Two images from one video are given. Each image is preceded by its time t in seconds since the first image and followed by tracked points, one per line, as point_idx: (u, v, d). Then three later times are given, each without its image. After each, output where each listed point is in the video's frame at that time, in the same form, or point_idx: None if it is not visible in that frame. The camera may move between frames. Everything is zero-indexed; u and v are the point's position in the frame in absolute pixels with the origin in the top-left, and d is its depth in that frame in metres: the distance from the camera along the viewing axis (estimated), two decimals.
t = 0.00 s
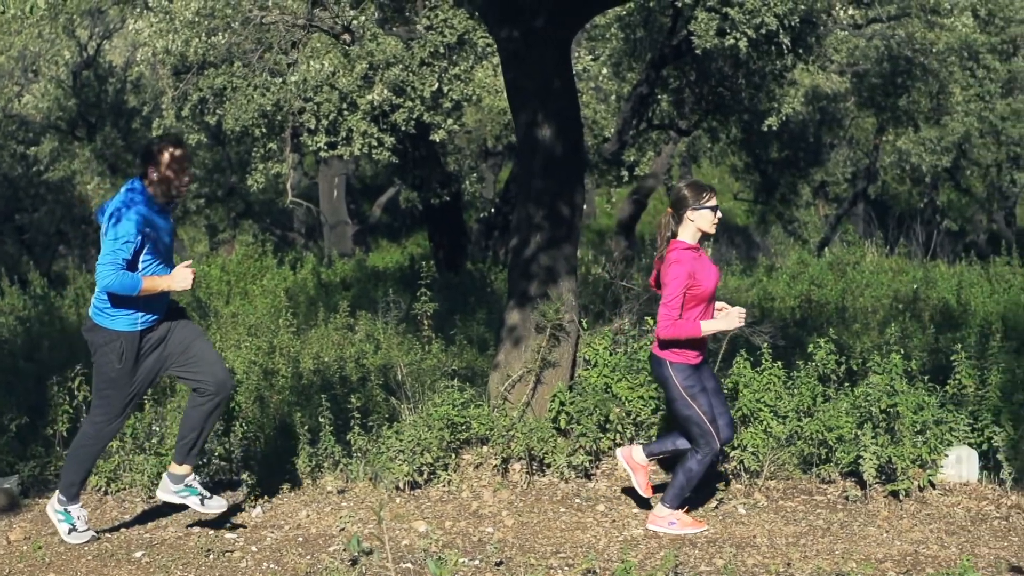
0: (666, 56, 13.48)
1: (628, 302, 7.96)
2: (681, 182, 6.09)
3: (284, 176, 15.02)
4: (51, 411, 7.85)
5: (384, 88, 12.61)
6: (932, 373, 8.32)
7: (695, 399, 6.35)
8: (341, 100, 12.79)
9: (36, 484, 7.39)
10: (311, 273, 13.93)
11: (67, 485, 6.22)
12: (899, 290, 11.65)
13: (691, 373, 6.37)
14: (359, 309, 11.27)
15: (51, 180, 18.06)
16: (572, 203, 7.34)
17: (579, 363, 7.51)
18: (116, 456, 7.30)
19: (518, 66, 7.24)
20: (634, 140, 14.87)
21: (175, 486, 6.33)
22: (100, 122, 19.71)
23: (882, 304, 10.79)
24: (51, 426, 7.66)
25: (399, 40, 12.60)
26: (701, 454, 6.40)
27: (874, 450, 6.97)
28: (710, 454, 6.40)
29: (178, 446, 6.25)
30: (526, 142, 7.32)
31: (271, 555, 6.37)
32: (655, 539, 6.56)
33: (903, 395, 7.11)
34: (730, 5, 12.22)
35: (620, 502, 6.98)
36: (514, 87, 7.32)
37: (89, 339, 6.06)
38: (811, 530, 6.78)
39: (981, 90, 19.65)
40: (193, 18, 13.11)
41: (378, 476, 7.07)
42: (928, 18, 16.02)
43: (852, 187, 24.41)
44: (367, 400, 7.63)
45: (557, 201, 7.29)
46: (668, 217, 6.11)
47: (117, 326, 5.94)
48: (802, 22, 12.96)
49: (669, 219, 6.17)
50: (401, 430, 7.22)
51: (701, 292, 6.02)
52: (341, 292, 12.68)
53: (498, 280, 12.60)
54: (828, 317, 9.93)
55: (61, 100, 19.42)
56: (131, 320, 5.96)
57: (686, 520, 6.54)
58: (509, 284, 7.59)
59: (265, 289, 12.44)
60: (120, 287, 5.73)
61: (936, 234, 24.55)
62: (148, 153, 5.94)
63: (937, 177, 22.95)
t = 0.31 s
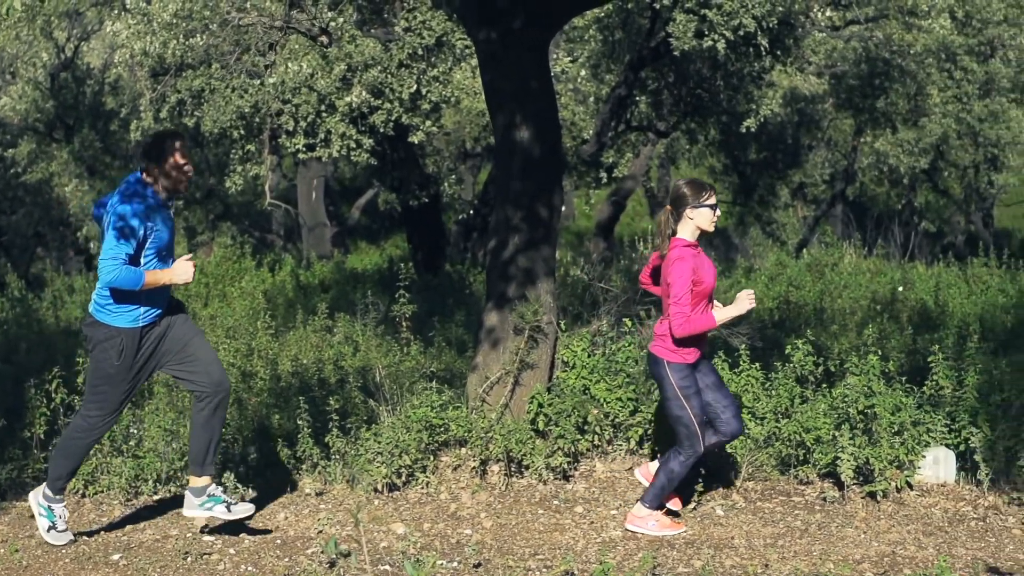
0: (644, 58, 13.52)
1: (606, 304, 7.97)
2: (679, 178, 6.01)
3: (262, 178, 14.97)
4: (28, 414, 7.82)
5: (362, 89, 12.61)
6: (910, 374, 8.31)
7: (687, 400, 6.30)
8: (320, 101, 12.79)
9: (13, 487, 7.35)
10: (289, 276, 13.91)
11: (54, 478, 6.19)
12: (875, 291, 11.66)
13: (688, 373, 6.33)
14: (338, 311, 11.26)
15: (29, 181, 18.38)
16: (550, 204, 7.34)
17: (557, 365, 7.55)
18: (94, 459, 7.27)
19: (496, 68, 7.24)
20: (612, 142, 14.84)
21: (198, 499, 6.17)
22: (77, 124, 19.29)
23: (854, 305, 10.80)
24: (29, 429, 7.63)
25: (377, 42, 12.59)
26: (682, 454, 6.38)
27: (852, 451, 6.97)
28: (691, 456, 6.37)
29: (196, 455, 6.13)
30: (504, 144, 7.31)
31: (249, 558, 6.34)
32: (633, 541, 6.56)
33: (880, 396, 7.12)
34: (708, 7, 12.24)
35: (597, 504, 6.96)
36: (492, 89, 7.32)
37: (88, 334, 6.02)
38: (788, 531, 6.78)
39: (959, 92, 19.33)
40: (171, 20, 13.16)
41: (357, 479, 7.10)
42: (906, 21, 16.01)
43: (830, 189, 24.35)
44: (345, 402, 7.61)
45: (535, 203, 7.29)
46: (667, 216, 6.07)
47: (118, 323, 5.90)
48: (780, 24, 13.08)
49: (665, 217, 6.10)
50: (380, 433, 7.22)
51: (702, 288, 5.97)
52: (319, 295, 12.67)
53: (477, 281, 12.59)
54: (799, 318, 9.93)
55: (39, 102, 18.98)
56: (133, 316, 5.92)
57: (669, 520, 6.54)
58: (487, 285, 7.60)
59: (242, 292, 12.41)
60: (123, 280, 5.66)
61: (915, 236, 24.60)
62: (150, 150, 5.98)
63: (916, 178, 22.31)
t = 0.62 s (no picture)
0: (622, 60, 13.50)
1: (584, 306, 7.97)
2: (677, 177, 6.13)
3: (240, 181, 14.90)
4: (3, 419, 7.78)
5: (341, 92, 12.67)
6: (889, 375, 8.34)
7: (682, 399, 6.38)
8: (298, 104, 12.83)
9: None
10: (267, 279, 13.89)
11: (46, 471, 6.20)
12: (851, 293, 11.66)
13: (686, 372, 6.38)
14: (316, 314, 11.24)
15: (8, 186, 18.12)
16: (528, 207, 7.35)
17: (535, 368, 7.54)
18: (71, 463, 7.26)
19: (473, 70, 7.24)
20: (591, 145, 14.77)
21: (211, 510, 6.14)
22: (55, 127, 18.39)
23: (828, 308, 10.81)
24: (5, 432, 7.59)
25: (356, 44, 12.63)
26: (665, 453, 6.46)
27: (829, 453, 6.99)
28: (675, 454, 6.46)
29: (205, 467, 6.13)
30: (481, 146, 7.31)
31: (227, 561, 6.32)
32: (611, 542, 6.56)
33: (857, 398, 7.13)
34: (686, 9, 12.25)
35: (575, 506, 6.97)
36: (469, 91, 7.31)
37: (90, 335, 6.00)
38: (766, 533, 6.79)
39: (937, 94, 18.97)
40: (148, 22, 12.83)
41: (335, 481, 7.08)
42: (883, 22, 16.33)
43: (808, 192, 24.04)
44: (323, 405, 7.62)
45: (512, 206, 7.29)
46: (667, 212, 6.18)
47: (120, 322, 5.89)
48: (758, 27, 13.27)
49: (664, 216, 6.21)
50: (358, 435, 7.21)
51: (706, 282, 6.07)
52: (298, 298, 12.65)
53: (455, 285, 12.58)
54: (770, 321, 9.92)
55: (16, 105, 18.19)
56: (134, 316, 5.90)
57: (646, 524, 6.53)
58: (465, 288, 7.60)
59: (220, 296, 12.38)
60: (123, 279, 5.66)
61: (893, 239, 24.66)
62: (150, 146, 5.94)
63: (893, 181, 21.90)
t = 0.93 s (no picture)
0: (597, 63, 13.56)
1: (558, 309, 7.98)
2: (674, 175, 6.15)
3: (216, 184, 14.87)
4: None
5: (315, 95, 12.60)
6: (863, 378, 8.38)
7: (677, 398, 6.28)
8: (272, 107, 12.80)
9: None
10: (243, 282, 13.88)
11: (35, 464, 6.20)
12: (823, 296, 11.71)
13: (683, 370, 6.27)
14: (291, 318, 11.24)
15: None
16: (502, 210, 7.36)
17: (510, 371, 7.55)
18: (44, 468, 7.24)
19: (447, 73, 7.23)
20: (566, 148, 14.90)
21: (207, 523, 6.15)
22: (28, 131, 18.39)
23: (797, 310, 10.85)
24: None
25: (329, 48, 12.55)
26: (650, 449, 6.37)
27: (803, 455, 6.99)
28: (659, 450, 6.38)
29: (204, 481, 6.13)
30: (455, 150, 7.31)
31: (200, 565, 6.30)
32: (586, 546, 6.56)
33: (830, 401, 7.15)
34: (660, 12, 12.33)
35: (550, 509, 6.97)
36: (443, 95, 7.31)
37: (91, 342, 5.95)
38: (740, 535, 6.79)
39: (910, 97, 19.31)
40: (123, 26, 12.93)
41: (309, 485, 7.07)
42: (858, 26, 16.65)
43: (783, 194, 24.22)
44: (298, 409, 7.61)
45: (486, 209, 7.30)
46: (663, 210, 6.20)
47: (124, 325, 5.86)
48: (731, 32, 13.45)
49: (662, 212, 6.24)
50: (332, 439, 7.20)
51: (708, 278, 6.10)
52: (273, 301, 12.66)
53: (431, 287, 12.62)
54: (736, 322, 9.95)
55: None
56: (137, 319, 5.88)
57: (622, 527, 6.52)
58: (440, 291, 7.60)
59: (195, 298, 12.36)
60: (120, 281, 5.64)
61: (869, 241, 24.80)
62: (149, 148, 5.96)
63: (867, 184, 21.93)
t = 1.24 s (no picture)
0: (575, 65, 13.56)
1: (537, 310, 7.97)
2: (672, 174, 6.15)
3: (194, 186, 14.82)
4: None
5: (293, 97, 12.50)
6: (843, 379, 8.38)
7: (676, 397, 6.25)
8: (250, 109, 12.75)
9: None
10: (221, 285, 13.85)
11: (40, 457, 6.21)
12: (803, 298, 11.73)
13: (687, 369, 6.24)
14: (270, 320, 11.22)
15: None
16: (481, 211, 7.35)
17: (489, 372, 7.53)
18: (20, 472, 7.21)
19: (426, 75, 7.22)
20: (545, 149, 14.90)
21: (191, 535, 6.28)
22: (6, 134, 18.23)
23: (777, 311, 10.84)
24: None
25: (307, 50, 12.50)
26: (643, 445, 6.36)
27: (781, 456, 6.98)
28: (651, 447, 6.37)
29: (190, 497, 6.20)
30: (434, 151, 7.30)
31: (180, 568, 6.26)
32: (564, 548, 6.56)
33: (808, 402, 7.14)
34: (638, 13, 12.34)
35: (528, 511, 6.97)
36: (422, 96, 7.30)
37: (98, 352, 5.96)
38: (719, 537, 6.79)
39: (888, 98, 19.64)
40: (101, 28, 12.90)
41: (289, 488, 7.07)
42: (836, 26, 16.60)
43: (761, 195, 24.24)
44: (279, 412, 7.64)
45: (465, 210, 7.29)
46: (662, 209, 6.19)
47: (128, 332, 5.87)
48: (710, 31, 13.32)
49: (660, 213, 6.22)
50: (311, 441, 7.18)
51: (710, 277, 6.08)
52: (251, 304, 12.64)
53: (410, 289, 12.63)
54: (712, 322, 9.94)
55: None
56: (140, 325, 5.89)
57: (605, 526, 6.53)
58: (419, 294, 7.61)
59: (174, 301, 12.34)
60: (112, 291, 5.66)
61: (847, 241, 24.87)
62: (146, 156, 5.96)
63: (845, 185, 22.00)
